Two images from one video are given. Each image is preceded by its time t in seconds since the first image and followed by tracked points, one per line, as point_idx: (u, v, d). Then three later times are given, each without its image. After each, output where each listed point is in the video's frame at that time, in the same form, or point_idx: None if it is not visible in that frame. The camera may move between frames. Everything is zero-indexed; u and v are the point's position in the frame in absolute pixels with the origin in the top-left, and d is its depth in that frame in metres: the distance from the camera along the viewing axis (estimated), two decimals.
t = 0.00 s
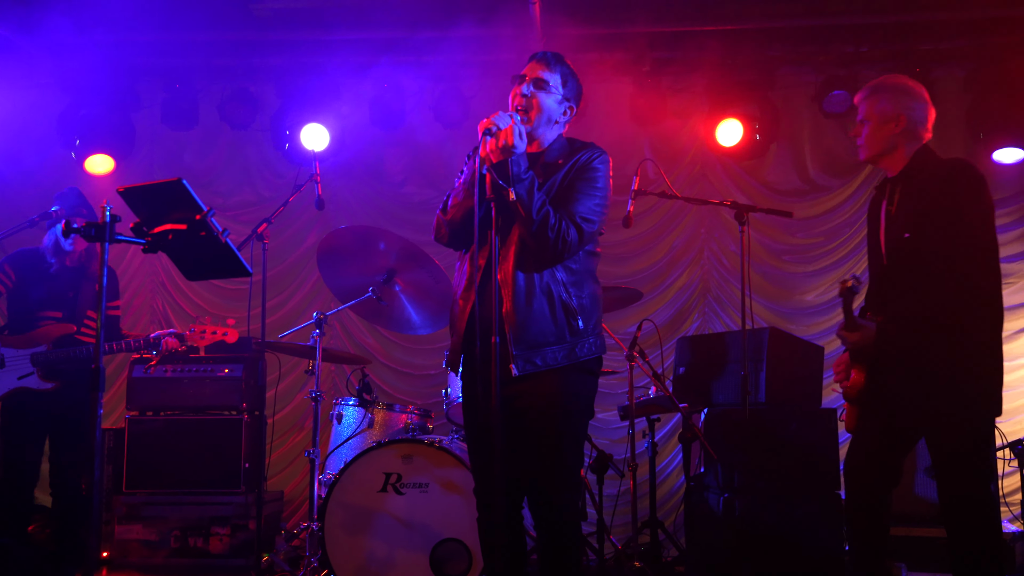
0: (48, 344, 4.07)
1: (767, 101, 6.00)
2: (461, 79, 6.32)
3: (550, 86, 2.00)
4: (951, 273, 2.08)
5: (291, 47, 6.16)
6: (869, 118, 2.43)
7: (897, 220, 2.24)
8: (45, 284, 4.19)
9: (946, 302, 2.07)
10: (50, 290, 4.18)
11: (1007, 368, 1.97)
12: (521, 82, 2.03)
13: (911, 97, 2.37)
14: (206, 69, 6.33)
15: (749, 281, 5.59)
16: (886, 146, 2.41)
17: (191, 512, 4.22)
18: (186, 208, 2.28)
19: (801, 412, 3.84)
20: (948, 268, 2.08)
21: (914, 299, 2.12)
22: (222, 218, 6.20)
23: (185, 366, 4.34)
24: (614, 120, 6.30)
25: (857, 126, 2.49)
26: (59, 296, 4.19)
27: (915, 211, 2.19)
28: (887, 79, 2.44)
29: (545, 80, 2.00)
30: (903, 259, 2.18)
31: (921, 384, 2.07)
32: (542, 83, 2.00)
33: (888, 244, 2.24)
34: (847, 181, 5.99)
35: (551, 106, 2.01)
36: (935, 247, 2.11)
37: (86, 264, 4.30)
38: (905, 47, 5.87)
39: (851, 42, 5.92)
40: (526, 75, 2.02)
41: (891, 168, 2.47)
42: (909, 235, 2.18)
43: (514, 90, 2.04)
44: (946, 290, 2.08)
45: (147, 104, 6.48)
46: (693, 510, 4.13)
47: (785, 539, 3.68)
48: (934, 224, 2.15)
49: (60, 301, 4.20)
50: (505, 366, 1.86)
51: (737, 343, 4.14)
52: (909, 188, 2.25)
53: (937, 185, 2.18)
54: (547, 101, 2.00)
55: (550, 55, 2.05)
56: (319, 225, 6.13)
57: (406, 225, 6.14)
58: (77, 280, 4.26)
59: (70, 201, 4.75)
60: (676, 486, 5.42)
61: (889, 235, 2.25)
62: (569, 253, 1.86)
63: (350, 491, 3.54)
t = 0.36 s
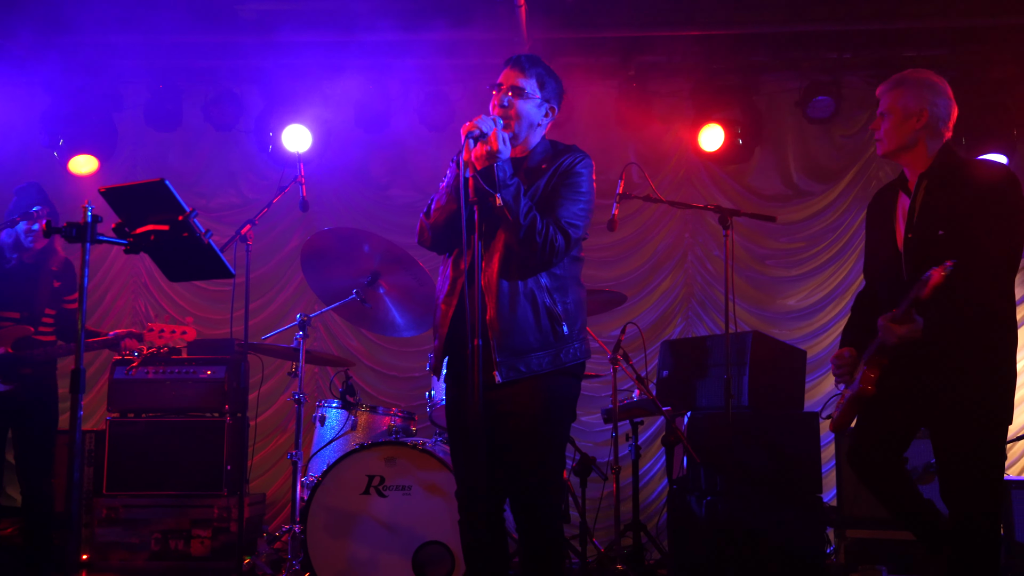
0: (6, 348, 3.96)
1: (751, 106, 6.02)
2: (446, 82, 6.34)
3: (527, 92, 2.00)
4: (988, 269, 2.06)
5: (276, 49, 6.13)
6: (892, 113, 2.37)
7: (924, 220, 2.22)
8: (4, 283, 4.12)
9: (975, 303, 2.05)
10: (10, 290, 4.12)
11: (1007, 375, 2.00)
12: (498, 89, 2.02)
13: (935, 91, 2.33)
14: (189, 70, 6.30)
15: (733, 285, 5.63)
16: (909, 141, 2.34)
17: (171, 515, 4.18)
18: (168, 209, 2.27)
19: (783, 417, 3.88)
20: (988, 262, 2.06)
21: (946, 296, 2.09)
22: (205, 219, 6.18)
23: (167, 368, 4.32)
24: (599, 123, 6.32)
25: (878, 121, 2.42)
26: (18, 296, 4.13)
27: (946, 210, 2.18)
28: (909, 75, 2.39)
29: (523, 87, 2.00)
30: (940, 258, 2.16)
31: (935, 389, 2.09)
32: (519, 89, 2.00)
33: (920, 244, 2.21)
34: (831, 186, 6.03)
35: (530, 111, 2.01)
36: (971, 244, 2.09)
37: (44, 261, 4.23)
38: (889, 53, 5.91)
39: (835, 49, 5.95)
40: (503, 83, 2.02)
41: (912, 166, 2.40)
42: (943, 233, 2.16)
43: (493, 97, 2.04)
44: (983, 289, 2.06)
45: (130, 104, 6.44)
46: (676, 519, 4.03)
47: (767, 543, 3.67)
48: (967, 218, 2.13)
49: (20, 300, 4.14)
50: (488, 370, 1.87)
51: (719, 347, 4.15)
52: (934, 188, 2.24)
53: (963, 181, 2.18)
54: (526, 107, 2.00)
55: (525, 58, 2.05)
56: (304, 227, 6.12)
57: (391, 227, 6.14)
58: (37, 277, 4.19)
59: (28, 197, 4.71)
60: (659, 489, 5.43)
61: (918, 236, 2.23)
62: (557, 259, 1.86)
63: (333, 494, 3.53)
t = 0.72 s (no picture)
0: None
1: (730, 111, 6.05)
2: (427, 86, 6.35)
3: (501, 92, 2.00)
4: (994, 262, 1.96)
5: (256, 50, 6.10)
6: (870, 115, 2.30)
7: (912, 227, 2.14)
8: None
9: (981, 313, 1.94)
10: None
11: (998, 378, 1.94)
12: (472, 91, 2.03)
13: (914, 93, 2.28)
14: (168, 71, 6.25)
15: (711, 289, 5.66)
16: (891, 142, 2.26)
17: (146, 519, 4.15)
18: (145, 211, 2.26)
19: (762, 421, 3.89)
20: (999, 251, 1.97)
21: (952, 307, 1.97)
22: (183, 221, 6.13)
23: (145, 370, 4.30)
24: (579, 128, 6.33)
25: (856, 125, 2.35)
26: None
27: (936, 214, 2.11)
28: (885, 80, 2.35)
29: (497, 87, 2.01)
30: (942, 262, 2.07)
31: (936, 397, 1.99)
32: (493, 90, 2.00)
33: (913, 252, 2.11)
34: (809, 192, 6.08)
35: (504, 112, 2.01)
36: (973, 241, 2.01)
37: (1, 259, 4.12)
38: (867, 60, 5.95)
39: (814, 56, 6.00)
40: (477, 85, 2.03)
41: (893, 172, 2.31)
42: (938, 237, 2.09)
43: (466, 99, 2.03)
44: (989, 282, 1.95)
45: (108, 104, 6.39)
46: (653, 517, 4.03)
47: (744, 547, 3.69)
48: (962, 217, 2.06)
49: None
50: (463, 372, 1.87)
51: (698, 352, 4.16)
52: (918, 192, 2.16)
53: (946, 182, 2.12)
54: (500, 107, 2.00)
55: (499, 62, 2.06)
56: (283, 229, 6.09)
57: (371, 230, 6.13)
58: None
59: None
60: (637, 493, 5.44)
61: (911, 244, 2.13)
62: (545, 266, 1.89)
63: (310, 498, 3.50)
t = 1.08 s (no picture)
0: None
1: (713, 117, 6.06)
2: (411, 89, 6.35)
3: (480, 91, 2.03)
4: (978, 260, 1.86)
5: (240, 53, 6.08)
6: (837, 115, 2.18)
7: (886, 229, 2.03)
8: None
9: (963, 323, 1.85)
10: None
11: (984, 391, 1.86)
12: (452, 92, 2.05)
13: (882, 91, 2.16)
14: (151, 73, 6.22)
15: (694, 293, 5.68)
16: (857, 142, 2.15)
17: (127, 523, 4.12)
18: (126, 213, 2.25)
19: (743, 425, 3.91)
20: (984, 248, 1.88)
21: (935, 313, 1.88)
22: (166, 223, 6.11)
23: (126, 373, 4.27)
24: (564, 132, 6.35)
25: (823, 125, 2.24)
26: None
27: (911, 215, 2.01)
28: (855, 76, 2.22)
29: (476, 87, 2.03)
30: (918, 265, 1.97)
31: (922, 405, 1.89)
32: (471, 90, 2.03)
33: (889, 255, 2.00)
34: (791, 198, 6.12)
35: (482, 111, 2.04)
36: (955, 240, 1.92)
37: None
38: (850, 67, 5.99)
39: (797, 62, 6.03)
40: (456, 85, 2.05)
41: (863, 174, 2.20)
42: (914, 239, 1.98)
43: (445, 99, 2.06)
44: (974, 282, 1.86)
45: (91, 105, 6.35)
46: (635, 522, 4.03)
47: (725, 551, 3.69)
48: (940, 218, 1.97)
49: None
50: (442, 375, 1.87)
51: (681, 356, 4.17)
52: (892, 194, 2.07)
53: (921, 183, 2.04)
54: (478, 106, 2.03)
55: (480, 65, 2.08)
56: (267, 232, 6.07)
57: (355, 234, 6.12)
58: None
59: None
60: (620, 497, 5.45)
61: (885, 245, 2.02)
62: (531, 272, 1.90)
63: (293, 502, 3.49)
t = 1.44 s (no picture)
0: None
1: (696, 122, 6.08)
2: (394, 92, 6.36)
3: (461, 94, 2.04)
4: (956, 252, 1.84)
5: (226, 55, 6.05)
6: (809, 101, 2.21)
7: (862, 222, 2.01)
8: None
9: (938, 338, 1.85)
10: None
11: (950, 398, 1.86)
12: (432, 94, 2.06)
13: (853, 76, 2.17)
14: (133, 74, 6.18)
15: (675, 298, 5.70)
16: (830, 130, 2.16)
17: (105, 527, 4.09)
18: (104, 215, 2.24)
19: (725, 430, 3.90)
20: (960, 244, 1.85)
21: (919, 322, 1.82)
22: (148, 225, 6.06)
23: (105, 376, 4.24)
24: (546, 136, 6.36)
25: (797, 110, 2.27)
26: None
27: (887, 207, 1.98)
28: (829, 59, 2.25)
29: (457, 90, 2.04)
30: (891, 258, 1.94)
31: (897, 409, 1.87)
32: (452, 93, 2.04)
33: (863, 248, 1.97)
34: (773, 204, 6.16)
35: (463, 114, 2.05)
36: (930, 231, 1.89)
37: None
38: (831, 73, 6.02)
39: (779, 68, 6.06)
40: (438, 87, 2.07)
41: (836, 161, 2.21)
42: (889, 231, 1.95)
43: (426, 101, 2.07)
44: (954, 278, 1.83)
45: (71, 106, 6.32)
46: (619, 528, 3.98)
47: (701, 554, 3.73)
48: (915, 211, 1.94)
49: None
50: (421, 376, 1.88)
51: (663, 360, 4.17)
52: (867, 187, 2.05)
53: (895, 177, 2.02)
54: (459, 108, 2.04)
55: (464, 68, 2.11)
56: (249, 235, 6.05)
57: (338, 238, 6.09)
58: None
59: None
60: (602, 501, 5.46)
61: (859, 238, 1.99)
62: (510, 277, 1.90)
63: (273, 506, 3.48)
